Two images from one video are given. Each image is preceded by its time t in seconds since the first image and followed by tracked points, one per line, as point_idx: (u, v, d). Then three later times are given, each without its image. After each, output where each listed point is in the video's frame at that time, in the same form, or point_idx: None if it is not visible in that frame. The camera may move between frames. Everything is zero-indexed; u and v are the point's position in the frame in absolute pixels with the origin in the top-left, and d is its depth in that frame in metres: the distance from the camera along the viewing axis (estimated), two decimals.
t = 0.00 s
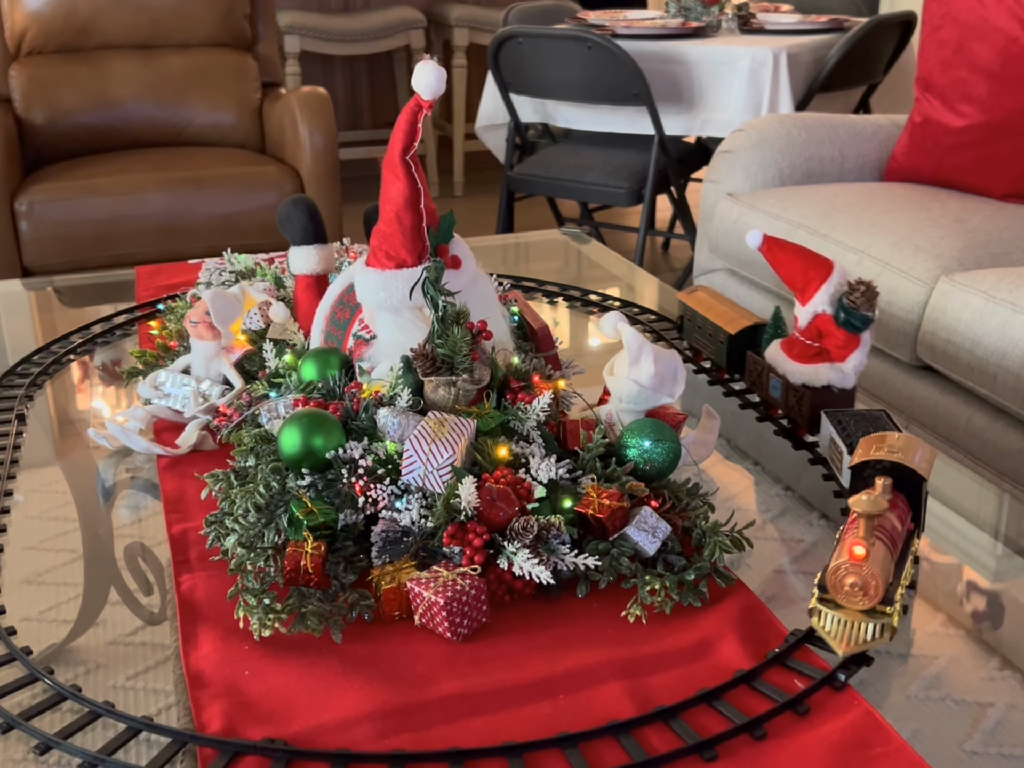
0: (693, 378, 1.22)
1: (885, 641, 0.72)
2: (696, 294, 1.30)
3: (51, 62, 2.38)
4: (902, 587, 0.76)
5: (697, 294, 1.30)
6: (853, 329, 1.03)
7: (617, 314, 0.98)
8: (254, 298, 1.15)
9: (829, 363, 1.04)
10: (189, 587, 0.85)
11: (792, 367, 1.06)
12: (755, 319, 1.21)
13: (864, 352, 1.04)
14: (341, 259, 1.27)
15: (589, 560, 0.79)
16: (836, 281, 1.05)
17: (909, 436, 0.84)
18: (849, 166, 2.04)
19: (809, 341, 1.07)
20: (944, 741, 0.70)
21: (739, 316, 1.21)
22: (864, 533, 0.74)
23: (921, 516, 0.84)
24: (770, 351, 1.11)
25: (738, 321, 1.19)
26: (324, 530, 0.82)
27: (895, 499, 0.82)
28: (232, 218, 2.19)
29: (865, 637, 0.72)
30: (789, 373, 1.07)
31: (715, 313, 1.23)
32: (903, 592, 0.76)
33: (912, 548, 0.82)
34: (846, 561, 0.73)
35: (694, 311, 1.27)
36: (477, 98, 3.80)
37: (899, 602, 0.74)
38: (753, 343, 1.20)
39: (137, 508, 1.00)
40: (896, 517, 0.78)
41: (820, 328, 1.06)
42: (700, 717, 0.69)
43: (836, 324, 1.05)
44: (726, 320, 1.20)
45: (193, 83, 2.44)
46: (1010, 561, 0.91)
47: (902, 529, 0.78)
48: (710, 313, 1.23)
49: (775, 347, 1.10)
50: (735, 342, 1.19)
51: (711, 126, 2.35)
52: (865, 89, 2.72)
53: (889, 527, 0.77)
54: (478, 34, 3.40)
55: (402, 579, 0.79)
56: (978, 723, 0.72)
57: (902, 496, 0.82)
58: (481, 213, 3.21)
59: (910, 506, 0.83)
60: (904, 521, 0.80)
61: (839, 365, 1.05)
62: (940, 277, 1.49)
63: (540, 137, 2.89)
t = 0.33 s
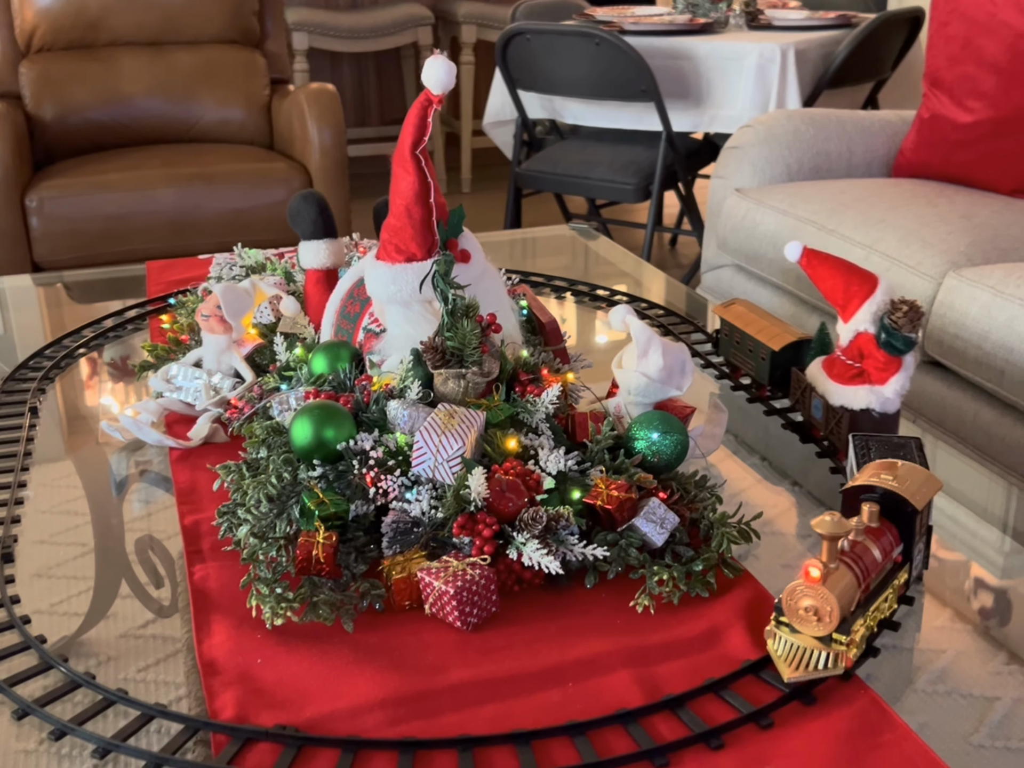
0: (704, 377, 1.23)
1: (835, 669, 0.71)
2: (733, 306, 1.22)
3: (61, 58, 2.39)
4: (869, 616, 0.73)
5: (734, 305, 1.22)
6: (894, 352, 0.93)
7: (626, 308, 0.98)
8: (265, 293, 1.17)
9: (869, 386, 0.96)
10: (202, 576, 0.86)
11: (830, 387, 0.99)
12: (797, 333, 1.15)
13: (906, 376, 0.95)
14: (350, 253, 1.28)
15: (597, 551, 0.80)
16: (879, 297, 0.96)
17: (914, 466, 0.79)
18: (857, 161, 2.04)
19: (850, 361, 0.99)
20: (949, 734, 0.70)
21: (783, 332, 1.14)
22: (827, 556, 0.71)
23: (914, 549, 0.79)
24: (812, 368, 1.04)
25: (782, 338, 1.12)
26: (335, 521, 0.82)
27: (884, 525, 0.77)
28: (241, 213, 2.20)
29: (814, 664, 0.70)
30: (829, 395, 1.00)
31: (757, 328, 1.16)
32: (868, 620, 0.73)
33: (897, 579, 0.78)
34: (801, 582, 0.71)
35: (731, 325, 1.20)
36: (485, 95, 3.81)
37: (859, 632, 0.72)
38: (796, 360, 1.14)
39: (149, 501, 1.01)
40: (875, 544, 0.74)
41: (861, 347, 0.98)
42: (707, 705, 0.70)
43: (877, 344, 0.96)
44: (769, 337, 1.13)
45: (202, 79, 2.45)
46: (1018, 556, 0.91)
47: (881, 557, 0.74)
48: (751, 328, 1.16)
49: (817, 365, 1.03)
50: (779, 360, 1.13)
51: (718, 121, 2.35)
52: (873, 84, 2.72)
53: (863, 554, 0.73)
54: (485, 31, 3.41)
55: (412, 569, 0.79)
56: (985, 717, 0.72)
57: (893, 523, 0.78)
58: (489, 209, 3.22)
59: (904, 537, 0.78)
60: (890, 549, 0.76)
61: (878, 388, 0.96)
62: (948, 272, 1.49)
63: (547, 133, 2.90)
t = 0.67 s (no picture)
0: (714, 372, 1.24)
1: (778, 693, 0.67)
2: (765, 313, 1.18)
3: (72, 54, 2.40)
4: (829, 642, 0.68)
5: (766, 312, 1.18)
6: (916, 363, 0.87)
7: (637, 298, 0.98)
8: (277, 286, 1.20)
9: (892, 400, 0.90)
10: (216, 564, 0.87)
11: (853, 399, 0.94)
12: (832, 341, 1.10)
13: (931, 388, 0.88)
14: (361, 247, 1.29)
15: (608, 540, 0.81)
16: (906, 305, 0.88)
17: (908, 489, 0.75)
18: (866, 156, 2.03)
19: (874, 371, 0.93)
20: (957, 727, 0.71)
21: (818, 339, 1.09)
22: (782, 577, 0.66)
23: (897, 574, 0.73)
24: (839, 376, 0.98)
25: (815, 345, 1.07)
26: (348, 509, 0.83)
27: (862, 547, 0.72)
28: (251, 209, 2.21)
29: (758, 686, 0.67)
30: (852, 407, 0.94)
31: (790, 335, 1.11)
32: (829, 645, 0.68)
33: (872, 604, 0.72)
34: (750, 602, 0.66)
35: (760, 331, 1.15)
36: (493, 91, 3.82)
37: (814, 657, 0.67)
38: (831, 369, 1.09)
39: (163, 490, 1.03)
40: (846, 566, 0.69)
41: (886, 358, 0.91)
42: (718, 693, 0.70)
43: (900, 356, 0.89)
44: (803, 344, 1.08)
45: (212, 75, 2.46)
46: None
47: (850, 582, 0.69)
48: (784, 337, 1.11)
49: (845, 372, 0.97)
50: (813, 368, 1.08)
51: (727, 117, 2.35)
52: (882, 80, 2.72)
53: (829, 578, 0.68)
54: (494, 27, 3.41)
55: (424, 557, 0.80)
56: (993, 710, 0.72)
57: (873, 545, 0.73)
58: (497, 205, 3.22)
59: (886, 561, 0.73)
60: (864, 574, 0.70)
61: (900, 402, 0.90)
62: (957, 267, 1.50)
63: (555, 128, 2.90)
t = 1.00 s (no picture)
0: (722, 366, 1.24)
1: (695, 716, 0.65)
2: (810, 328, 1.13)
3: (82, 50, 2.41)
4: (759, 670, 0.65)
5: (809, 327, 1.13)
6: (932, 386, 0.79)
7: (645, 291, 0.99)
8: (288, 280, 1.17)
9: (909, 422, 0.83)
10: (228, 554, 0.88)
11: (870, 417, 0.87)
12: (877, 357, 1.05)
13: (947, 413, 0.81)
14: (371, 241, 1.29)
15: (617, 532, 0.82)
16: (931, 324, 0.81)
17: (872, 515, 0.70)
18: (874, 153, 2.03)
19: (893, 390, 0.85)
20: (964, 721, 0.71)
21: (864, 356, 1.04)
22: (706, 598, 0.63)
23: (852, 604, 0.69)
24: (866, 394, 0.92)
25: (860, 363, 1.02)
26: (360, 500, 0.84)
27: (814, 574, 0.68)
28: (260, 205, 2.22)
29: (671, 708, 0.65)
30: (869, 425, 0.88)
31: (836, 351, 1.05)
32: (757, 673, 0.65)
33: (820, 632, 0.68)
34: (667, 621, 0.64)
35: (800, 347, 1.11)
36: (502, 88, 3.82)
37: (735, 685, 0.64)
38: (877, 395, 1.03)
39: (176, 482, 1.04)
40: (789, 594, 0.66)
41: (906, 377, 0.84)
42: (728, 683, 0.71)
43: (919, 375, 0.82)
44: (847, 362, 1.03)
45: (222, 72, 2.47)
46: None
47: (791, 611, 0.65)
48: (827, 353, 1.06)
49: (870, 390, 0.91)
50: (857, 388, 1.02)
51: (736, 114, 2.36)
52: (891, 78, 2.71)
53: (765, 604, 0.64)
54: (503, 24, 3.42)
55: (435, 548, 0.81)
56: (1000, 706, 0.72)
57: (826, 572, 0.68)
58: (506, 202, 3.23)
59: (840, 590, 0.68)
60: (810, 601, 0.66)
61: (916, 426, 0.83)
62: (966, 264, 1.50)
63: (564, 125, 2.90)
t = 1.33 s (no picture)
0: (732, 364, 1.25)
1: (579, 737, 0.63)
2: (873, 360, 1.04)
3: (94, 48, 2.42)
4: (652, 698, 0.63)
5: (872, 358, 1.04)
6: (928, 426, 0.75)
7: (656, 290, 0.99)
8: (300, 278, 1.19)
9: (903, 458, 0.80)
10: (242, 549, 0.89)
11: (870, 447, 0.84)
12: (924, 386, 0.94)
13: (940, 452, 0.78)
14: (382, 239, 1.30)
15: (627, 528, 0.82)
16: (933, 355, 0.79)
17: (807, 551, 0.65)
18: (884, 152, 2.04)
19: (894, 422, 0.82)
20: (971, 719, 0.71)
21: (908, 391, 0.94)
22: (604, 617, 0.62)
23: (772, 642, 0.66)
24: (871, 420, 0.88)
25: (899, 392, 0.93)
26: (372, 496, 0.85)
27: (733, 606, 0.65)
28: (271, 202, 2.23)
29: (556, 727, 0.64)
30: (868, 455, 0.85)
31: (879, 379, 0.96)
32: (650, 702, 0.63)
33: (731, 667, 0.65)
34: (561, 637, 0.63)
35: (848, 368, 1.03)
36: (512, 86, 3.83)
37: (624, 710, 0.62)
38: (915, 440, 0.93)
39: (189, 477, 1.05)
40: (697, 623, 0.63)
41: (906, 410, 0.80)
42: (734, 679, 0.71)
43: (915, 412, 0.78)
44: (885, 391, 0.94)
45: (233, 70, 2.48)
46: None
47: (697, 642, 0.63)
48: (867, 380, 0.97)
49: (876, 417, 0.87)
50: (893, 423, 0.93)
51: (746, 112, 2.36)
52: (901, 76, 2.71)
53: (668, 630, 0.63)
54: (513, 22, 3.42)
55: (446, 544, 0.82)
56: (1008, 704, 0.73)
57: (747, 606, 0.65)
58: (516, 200, 3.24)
59: (759, 626, 0.65)
60: (720, 634, 0.64)
61: (909, 462, 0.80)
62: (975, 263, 1.50)
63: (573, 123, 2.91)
